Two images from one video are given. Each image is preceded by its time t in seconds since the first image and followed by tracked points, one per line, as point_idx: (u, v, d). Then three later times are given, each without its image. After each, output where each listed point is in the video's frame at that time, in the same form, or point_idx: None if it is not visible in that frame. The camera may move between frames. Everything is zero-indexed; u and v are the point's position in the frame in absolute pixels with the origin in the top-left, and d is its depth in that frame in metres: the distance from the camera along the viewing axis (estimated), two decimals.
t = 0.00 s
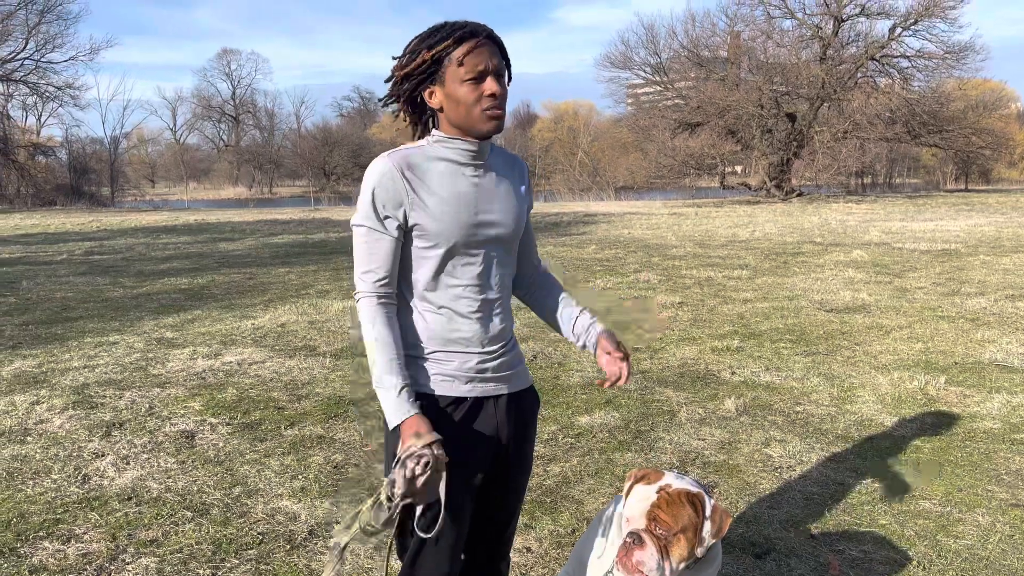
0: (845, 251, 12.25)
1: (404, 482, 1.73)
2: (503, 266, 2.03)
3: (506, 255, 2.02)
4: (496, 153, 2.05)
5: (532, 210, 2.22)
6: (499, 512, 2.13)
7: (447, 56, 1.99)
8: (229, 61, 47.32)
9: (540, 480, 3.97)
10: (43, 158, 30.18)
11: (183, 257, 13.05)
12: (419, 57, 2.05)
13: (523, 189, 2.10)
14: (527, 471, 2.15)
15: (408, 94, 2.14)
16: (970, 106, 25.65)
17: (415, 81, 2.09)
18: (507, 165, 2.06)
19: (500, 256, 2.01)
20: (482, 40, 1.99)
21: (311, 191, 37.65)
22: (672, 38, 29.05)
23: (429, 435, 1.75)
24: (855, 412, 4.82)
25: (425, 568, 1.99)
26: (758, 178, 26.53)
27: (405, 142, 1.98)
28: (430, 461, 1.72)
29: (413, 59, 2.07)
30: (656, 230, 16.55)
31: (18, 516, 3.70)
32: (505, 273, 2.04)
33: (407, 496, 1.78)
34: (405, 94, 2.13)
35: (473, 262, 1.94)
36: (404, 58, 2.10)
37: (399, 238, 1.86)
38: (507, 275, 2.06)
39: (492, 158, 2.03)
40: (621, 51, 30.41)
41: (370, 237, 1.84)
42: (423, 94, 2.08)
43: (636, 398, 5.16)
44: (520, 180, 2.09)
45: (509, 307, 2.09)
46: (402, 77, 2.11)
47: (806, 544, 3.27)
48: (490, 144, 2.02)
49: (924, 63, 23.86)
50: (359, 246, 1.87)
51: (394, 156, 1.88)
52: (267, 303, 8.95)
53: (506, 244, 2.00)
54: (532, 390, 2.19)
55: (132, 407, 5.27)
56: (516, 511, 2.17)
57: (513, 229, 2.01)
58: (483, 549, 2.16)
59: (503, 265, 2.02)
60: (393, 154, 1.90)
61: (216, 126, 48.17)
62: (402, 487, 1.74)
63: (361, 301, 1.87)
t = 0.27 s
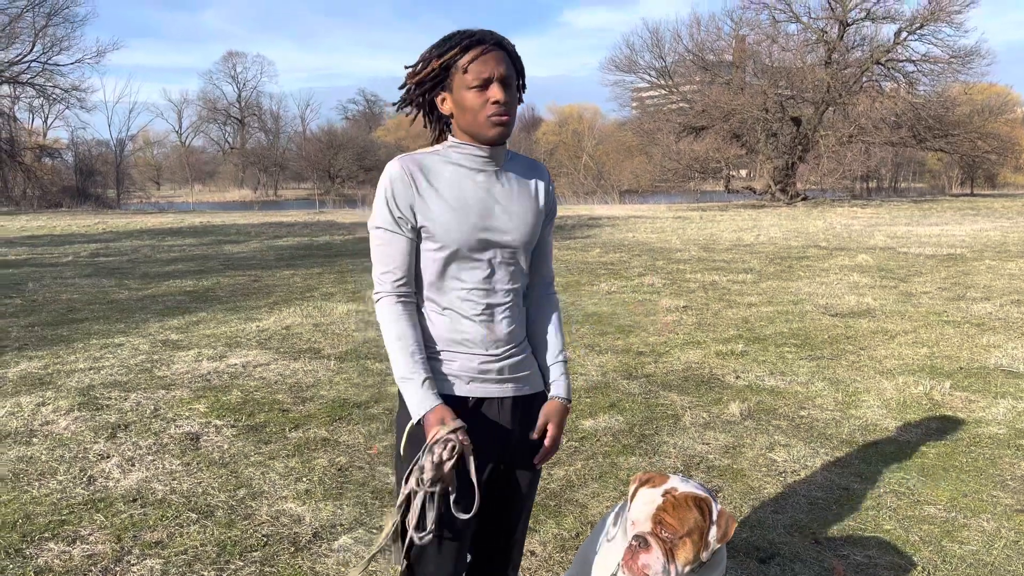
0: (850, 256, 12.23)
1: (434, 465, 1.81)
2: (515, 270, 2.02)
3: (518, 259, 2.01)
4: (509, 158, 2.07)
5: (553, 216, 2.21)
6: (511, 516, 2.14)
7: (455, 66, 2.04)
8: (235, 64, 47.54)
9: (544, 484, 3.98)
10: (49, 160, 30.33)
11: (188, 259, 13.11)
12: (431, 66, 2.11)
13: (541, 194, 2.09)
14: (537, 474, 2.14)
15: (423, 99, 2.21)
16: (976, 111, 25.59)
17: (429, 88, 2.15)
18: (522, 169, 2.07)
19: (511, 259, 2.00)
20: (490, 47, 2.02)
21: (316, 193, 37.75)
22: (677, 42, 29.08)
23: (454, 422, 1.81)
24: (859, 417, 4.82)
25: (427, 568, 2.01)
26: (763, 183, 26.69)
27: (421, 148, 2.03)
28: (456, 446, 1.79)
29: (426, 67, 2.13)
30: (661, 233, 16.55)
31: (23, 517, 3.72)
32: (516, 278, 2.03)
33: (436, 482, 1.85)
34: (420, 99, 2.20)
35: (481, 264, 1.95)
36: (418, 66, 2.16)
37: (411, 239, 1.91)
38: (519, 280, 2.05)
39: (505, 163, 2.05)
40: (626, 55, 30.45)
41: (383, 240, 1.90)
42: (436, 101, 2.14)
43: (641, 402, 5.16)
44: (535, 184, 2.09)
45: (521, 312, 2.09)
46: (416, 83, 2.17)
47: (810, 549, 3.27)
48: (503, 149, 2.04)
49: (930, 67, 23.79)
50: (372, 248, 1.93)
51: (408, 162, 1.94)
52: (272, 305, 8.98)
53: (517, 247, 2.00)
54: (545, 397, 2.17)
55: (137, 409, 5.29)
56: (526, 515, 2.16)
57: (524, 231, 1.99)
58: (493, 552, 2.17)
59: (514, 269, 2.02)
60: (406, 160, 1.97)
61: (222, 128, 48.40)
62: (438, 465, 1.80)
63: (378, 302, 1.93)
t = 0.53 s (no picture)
0: (853, 259, 12.21)
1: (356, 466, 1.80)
2: (523, 273, 2.03)
3: (525, 263, 2.02)
4: (522, 160, 2.09)
5: (570, 222, 2.22)
6: (514, 519, 2.14)
7: (467, 71, 2.09)
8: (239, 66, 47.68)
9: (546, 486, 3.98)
10: (54, 161, 30.42)
11: (191, 261, 13.14)
12: (445, 74, 2.17)
13: (553, 200, 2.09)
14: (540, 477, 2.13)
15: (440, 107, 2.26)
16: (980, 114, 25.54)
17: (446, 95, 2.20)
18: (536, 172, 2.09)
19: (518, 263, 2.01)
20: (500, 51, 2.06)
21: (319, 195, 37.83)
22: (681, 45, 29.09)
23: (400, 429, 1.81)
24: (862, 420, 4.81)
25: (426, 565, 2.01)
26: (766, 186, 26.58)
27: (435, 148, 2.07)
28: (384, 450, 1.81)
29: (441, 75, 2.18)
30: (664, 236, 16.54)
31: (27, 517, 3.74)
32: (523, 281, 2.04)
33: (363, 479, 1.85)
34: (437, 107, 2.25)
35: (485, 264, 1.96)
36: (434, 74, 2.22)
37: (418, 235, 1.94)
38: (527, 283, 2.05)
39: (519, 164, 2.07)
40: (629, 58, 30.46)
41: (392, 233, 1.94)
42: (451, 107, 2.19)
43: (643, 404, 5.17)
44: (550, 186, 2.10)
45: (529, 314, 2.09)
46: (431, 92, 2.22)
47: (813, 552, 3.27)
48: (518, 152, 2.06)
49: (934, 70, 23.78)
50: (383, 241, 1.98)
51: (422, 160, 1.99)
52: (275, 307, 9.00)
53: (524, 251, 2.00)
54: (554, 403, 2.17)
55: (141, 409, 5.31)
56: (528, 517, 2.16)
57: (531, 236, 2.00)
58: (494, 551, 2.18)
59: (521, 272, 2.02)
60: (421, 158, 2.01)
61: (226, 130, 48.53)
62: (365, 474, 1.79)
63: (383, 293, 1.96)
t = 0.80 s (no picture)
0: (855, 261, 12.21)
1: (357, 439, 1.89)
2: (530, 274, 2.04)
3: (531, 263, 2.03)
4: (530, 162, 2.11)
5: (575, 224, 2.24)
6: (517, 521, 2.15)
7: (478, 72, 2.11)
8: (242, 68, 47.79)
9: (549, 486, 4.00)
10: (57, 162, 30.49)
11: (194, 262, 13.18)
12: (455, 75, 2.19)
13: (561, 202, 2.11)
14: (546, 479, 2.14)
15: (449, 107, 2.29)
16: (983, 117, 25.52)
17: (455, 96, 2.22)
18: (545, 175, 2.12)
19: (523, 263, 2.02)
20: (511, 55, 2.09)
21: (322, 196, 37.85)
22: (684, 47, 29.11)
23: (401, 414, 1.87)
24: (864, 423, 4.82)
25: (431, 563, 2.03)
26: (768, 188, 26.58)
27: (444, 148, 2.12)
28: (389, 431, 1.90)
29: (452, 75, 2.20)
30: (666, 238, 16.54)
31: (31, 517, 3.75)
32: (529, 281, 2.05)
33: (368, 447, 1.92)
34: (446, 106, 2.28)
35: (489, 263, 1.99)
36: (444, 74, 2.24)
37: (425, 232, 1.99)
38: (533, 284, 2.07)
39: (526, 166, 2.10)
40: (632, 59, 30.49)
41: (401, 229, 1.99)
42: (460, 108, 2.22)
43: (646, 406, 5.18)
44: (557, 189, 2.12)
45: (535, 316, 2.10)
46: (441, 92, 2.24)
47: (816, 554, 3.27)
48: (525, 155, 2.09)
49: (937, 73, 23.77)
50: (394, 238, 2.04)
51: (432, 159, 2.05)
52: (278, 308, 9.03)
53: (530, 252, 2.02)
54: (559, 405, 2.19)
55: (144, 410, 5.33)
56: (533, 519, 2.17)
57: (537, 235, 2.02)
58: (499, 552, 2.19)
59: (527, 272, 2.04)
60: (431, 157, 2.06)
61: (228, 131, 48.66)
62: (357, 454, 1.91)
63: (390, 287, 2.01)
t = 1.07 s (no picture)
0: (856, 262, 12.21)
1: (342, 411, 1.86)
2: (534, 272, 2.05)
3: (535, 261, 2.04)
4: (539, 162, 2.12)
5: (579, 224, 2.25)
6: (521, 520, 2.15)
7: (492, 71, 2.12)
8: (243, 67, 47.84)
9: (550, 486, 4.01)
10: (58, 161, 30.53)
11: (195, 261, 13.19)
12: (469, 71, 2.19)
13: (566, 201, 2.11)
14: (550, 477, 2.14)
15: (460, 102, 2.30)
16: (984, 118, 25.52)
17: (466, 92, 2.23)
18: (553, 174, 2.12)
19: (528, 261, 2.03)
20: (526, 56, 2.09)
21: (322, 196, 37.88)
22: (685, 47, 29.12)
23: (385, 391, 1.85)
24: (866, 423, 4.82)
25: (435, 559, 2.03)
26: (769, 189, 26.59)
27: (453, 144, 2.15)
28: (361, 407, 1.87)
29: (465, 71, 2.21)
30: (667, 238, 16.54)
31: (33, 515, 3.76)
32: (534, 279, 2.05)
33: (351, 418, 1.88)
34: (456, 102, 2.29)
35: (493, 260, 2.00)
36: (458, 69, 2.25)
37: (430, 227, 2.02)
38: (538, 282, 2.07)
39: (532, 165, 2.11)
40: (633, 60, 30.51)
41: (408, 224, 2.03)
42: (470, 104, 2.23)
43: (647, 406, 5.18)
44: (564, 188, 2.12)
45: (540, 316, 2.11)
46: (454, 87, 2.25)
47: (816, 553, 3.28)
48: (532, 154, 2.10)
49: (938, 74, 23.77)
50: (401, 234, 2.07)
51: (439, 155, 2.07)
52: (279, 307, 9.04)
53: (534, 251, 2.03)
54: (565, 405, 2.19)
55: (146, 409, 5.34)
56: (537, 517, 2.17)
57: (540, 234, 2.02)
58: (503, 550, 2.19)
59: (531, 270, 2.04)
60: (439, 153, 2.08)
61: (229, 130, 48.73)
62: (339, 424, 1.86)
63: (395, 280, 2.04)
